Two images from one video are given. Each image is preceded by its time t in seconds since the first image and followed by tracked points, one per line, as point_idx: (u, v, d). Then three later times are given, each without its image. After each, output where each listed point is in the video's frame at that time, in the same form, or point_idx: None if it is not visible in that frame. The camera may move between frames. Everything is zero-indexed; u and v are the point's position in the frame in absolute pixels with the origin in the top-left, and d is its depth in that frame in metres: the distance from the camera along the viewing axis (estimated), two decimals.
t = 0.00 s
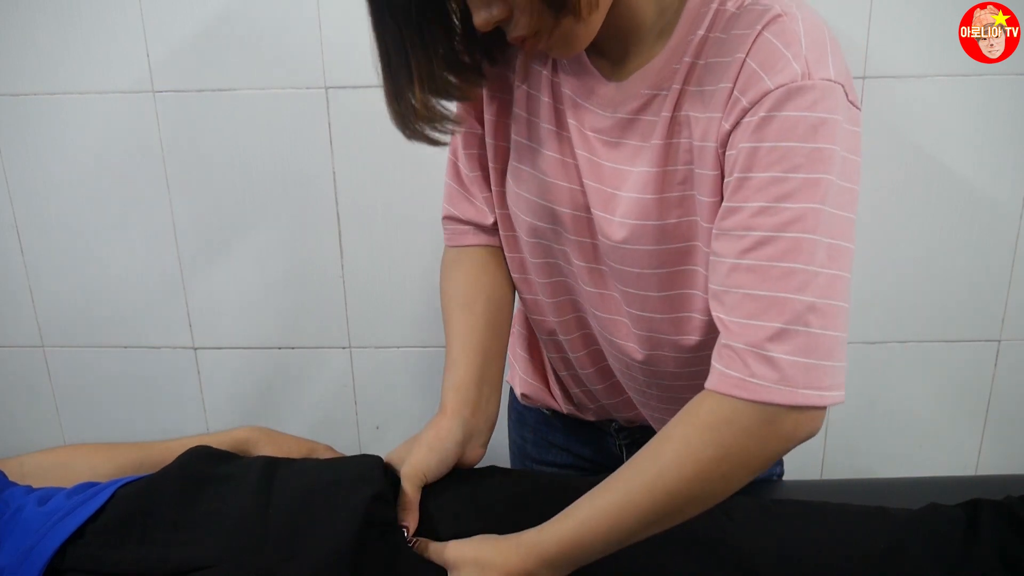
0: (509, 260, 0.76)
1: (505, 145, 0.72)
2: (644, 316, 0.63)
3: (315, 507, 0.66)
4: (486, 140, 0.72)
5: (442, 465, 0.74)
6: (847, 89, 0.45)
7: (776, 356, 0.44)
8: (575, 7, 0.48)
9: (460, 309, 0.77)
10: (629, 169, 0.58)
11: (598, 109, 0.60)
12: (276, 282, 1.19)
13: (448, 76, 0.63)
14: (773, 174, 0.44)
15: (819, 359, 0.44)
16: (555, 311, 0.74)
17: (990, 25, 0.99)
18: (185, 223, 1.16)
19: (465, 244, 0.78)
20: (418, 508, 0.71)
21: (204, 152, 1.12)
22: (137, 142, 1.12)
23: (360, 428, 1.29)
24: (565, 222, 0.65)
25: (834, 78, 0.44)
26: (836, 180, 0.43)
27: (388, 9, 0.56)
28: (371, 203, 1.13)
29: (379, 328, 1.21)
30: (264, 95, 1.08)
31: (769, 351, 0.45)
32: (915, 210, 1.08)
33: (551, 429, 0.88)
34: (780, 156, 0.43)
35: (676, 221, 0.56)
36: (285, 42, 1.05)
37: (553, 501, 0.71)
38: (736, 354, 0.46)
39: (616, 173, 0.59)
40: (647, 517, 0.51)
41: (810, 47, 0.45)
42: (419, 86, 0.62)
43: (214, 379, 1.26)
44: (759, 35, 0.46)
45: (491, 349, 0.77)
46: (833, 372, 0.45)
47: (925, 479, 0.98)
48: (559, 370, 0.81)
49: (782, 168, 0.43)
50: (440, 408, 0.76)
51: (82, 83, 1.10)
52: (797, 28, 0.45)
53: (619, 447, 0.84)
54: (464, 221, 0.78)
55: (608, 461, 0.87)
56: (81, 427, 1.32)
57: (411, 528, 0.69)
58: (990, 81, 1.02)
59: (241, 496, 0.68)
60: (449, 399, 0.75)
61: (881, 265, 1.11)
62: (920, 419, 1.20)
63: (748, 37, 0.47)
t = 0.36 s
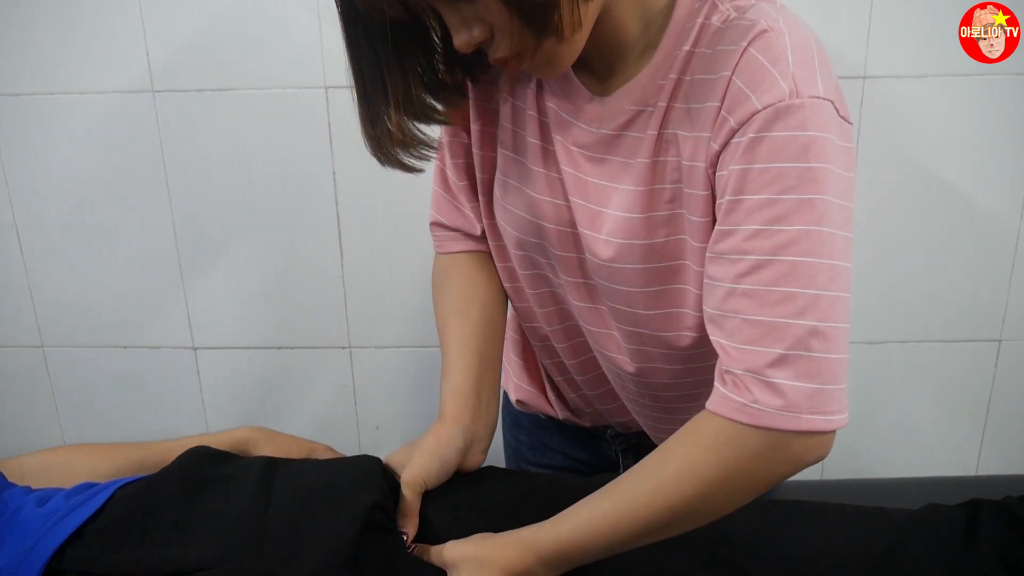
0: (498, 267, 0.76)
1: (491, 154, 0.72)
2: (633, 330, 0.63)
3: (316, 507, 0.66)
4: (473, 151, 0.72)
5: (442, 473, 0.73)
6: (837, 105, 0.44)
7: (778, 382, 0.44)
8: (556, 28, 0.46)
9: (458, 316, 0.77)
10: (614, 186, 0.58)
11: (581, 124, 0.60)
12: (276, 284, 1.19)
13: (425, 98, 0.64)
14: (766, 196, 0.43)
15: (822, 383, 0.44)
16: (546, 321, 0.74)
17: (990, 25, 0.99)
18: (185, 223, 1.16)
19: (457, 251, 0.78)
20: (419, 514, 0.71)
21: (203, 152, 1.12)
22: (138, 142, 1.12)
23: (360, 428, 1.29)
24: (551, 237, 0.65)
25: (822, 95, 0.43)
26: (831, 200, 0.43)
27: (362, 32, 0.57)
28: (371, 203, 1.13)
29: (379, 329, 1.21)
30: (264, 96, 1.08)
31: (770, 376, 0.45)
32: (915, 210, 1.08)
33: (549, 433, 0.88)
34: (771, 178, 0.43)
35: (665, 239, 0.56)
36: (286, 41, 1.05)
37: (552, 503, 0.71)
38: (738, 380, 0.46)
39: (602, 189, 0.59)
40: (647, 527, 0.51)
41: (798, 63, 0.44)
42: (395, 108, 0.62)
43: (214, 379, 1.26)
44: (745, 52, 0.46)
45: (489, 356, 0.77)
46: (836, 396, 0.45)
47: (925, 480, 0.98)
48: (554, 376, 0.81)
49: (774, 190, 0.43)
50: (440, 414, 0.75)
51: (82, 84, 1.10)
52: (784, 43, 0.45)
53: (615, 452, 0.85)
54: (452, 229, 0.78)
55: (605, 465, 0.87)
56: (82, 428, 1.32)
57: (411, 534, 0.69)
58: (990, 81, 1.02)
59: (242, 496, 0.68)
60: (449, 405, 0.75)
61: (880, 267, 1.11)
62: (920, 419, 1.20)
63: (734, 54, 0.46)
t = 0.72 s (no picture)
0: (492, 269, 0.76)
1: (486, 157, 0.72)
2: (629, 336, 0.63)
3: (316, 508, 0.66)
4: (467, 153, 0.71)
5: (442, 476, 0.73)
6: (837, 115, 0.44)
7: (780, 394, 0.44)
8: (555, 41, 0.46)
9: (454, 319, 0.77)
10: (610, 194, 0.58)
11: (578, 131, 0.60)
12: (275, 285, 1.19)
13: (417, 109, 0.64)
14: (767, 207, 0.43)
15: (825, 396, 0.44)
16: (541, 324, 0.74)
17: (990, 25, 0.99)
18: (184, 223, 1.16)
19: (451, 253, 0.78)
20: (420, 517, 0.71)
21: (203, 152, 1.12)
22: (137, 142, 1.12)
23: (360, 428, 1.29)
24: (546, 244, 0.65)
25: (823, 105, 0.43)
26: (832, 211, 0.43)
27: (353, 42, 0.57)
28: (371, 202, 1.13)
29: (379, 329, 1.21)
30: (264, 95, 1.08)
31: (772, 389, 0.45)
32: (915, 210, 1.07)
33: (544, 436, 0.88)
34: (772, 189, 0.43)
35: (661, 248, 0.56)
36: (286, 40, 1.05)
37: (552, 504, 0.71)
38: (740, 392, 0.46)
39: (598, 198, 0.59)
40: (646, 531, 0.51)
41: (798, 73, 0.44)
42: (386, 119, 0.63)
43: (214, 379, 1.26)
44: (744, 61, 0.46)
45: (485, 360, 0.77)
46: (840, 407, 0.45)
47: (925, 480, 0.98)
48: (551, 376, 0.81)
49: (775, 201, 0.43)
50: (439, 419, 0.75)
51: (82, 84, 1.10)
52: (783, 53, 0.44)
53: (609, 455, 0.85)
54: (447, 230, 0.78)
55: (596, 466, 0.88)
56: (82, 428, 1.32)
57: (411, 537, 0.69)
58: (990, 81, 1.02)
59: (242, 496, 0.68)
60: (448, 409, 0.75)
61: (880, 267, 1.11)
62: (920, 419, 1.20)
63: (734, 63, 0.46)
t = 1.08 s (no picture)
0: (503, 263, 0.75)
1: (498, 149, 0.72)
2: (641, 329, 0.63)
3: (316, 509, 0.66)
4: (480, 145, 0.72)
5: (443, 481, 0.73)
6: (849, 108, 0.45)
7: (776, 380, 0.44)
8: (578, 30, 0.46)
9: (457, 321, 0.77)
10: (625, 187, 0.58)
11: (593, 123, 0.60)
12: (276, 284, 1.19)
13: (440, 99, 0.62)
14: (772, 195, 0.43)
15: (820, 383, 0.44)
16: (552, 318, 0.74)
17: (990, 25, 0.99)
18: (185, 223, 1.16)
19: (460, 249, 0.79)
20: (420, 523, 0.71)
21: (203, 152, 1.12)
22: (138, 142, 1.12)
23: (360, 428, 1.29)
24: (560, 237, 0.65)
25: (833, 97, 0.44)
26: (837, 201, 0.43)
27: (375, 29, 0.55)
28: (371, 202, 1.13)
29: (380, 329, 1.21)
30: (264, 96, 1.08)
31: (769, 376, 0.44)
32: (915, 210, 1.08)
33: (546, 435, 0.88)
34: (779, 177, 0.43)
35: (674, 241, 0.56)
36: (287, 40, 1.05)
37: (553, 506, 0.71)
38: (736, 377, 0.46)
39: (612, 190, 0.59)
40: (644, 528, 0.51)
41: (811, 65, 0.44)
42: (409, 110, 0.60)
43: (214, 379, 1.26)
44: (758, 53, 0.46)
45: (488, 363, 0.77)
46: (835, 399, 0.45)
47: (925, 480, 0.98)
48: (557, 371, 0.80)
49: (781, 189, 0.43)
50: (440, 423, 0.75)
51: (82, 84, 1.10)
52: (797, 45, 0.45)
53: (614, 453, 0.85)
54: (457, 225, 0.78)
55: (601, 466, 0.87)
56: (82, 428, 1.32)
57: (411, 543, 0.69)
58: (990, 81, 1.02)
59: (242, 497, 0.68)
60: (450, 413, 0.74)
61: (880, 267, 1.11)
62: (920, 419, 1.20)
63: (747, 55, 0.47)
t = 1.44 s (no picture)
0: (543, 247, 0.75)
1: (549, 134, 0.72)
2: (688, 306, 0.62)
3: (316, 508, 0.66)
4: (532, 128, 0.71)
5: (452, 475, 0.74)
6: (902, 99, 0.45)
7: (803, 345, 0.45)
8: None
9: (478, 313, 0.76)
10: (679, 163, 0.58)
11: (653, 102, 0.60)
12: (276, 285, 1.19)
13: (498, 69, 0.64)
14: (821, 171, 0.44)
15: (842, 352, 0.45)
16: (591, 303, 0.73)
17: (990, 25, 0.99)
18: (185, 224, 1.16)
19: (495, 235, 0.77)
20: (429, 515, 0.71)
21: (203, 153, 1.12)
22: (138, 142, 1.12)
23: (360, 428, 1.29)
24: (613, 213, 0.64)
25: (890, 86, 0.44)
26: (879, 183, 0.44)
27: None
28: (371, 202, 1.13)
29: (380, 328, 1.21)
30: (263, 96, 1.08)
31: (797, 341, 0.45)
32: (916, 210, 1.08)
33: (571, 427, 0.88)
34: (831, 155, 0.44)
35: (727, 214, 0.56)
36: (286, 41, 1.05)
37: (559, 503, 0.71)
38: (766, 343, 0.46)
39: (668, 165, 0.59)
40: (668, 511, 0.51)
41: (871, 52, 0.45)
42: (468, 75, 0.63)
43: (214, 379, 1.26)
44: (820, 37, 0.46)
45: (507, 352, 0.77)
46: (849, 365, 0.46)
47: (922, 480, 0.98)
48: (586, 362, 0.79)
49: (829, 167, 0.44)
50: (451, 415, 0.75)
51: (82, 84, 1.10)
52: (859, 32, 0.45)
53: (638, 443, 0.84)
54: (498, 210, 0.77)
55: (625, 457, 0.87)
56: (82, 427, 1.32)
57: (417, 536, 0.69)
58: (989, 81, 1.02)
59: (243, 497, 0.68)
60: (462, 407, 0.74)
61: (881, 267, 1.11)
62: (921, 418, 1.20)
63: (808, 39, 0.47)
